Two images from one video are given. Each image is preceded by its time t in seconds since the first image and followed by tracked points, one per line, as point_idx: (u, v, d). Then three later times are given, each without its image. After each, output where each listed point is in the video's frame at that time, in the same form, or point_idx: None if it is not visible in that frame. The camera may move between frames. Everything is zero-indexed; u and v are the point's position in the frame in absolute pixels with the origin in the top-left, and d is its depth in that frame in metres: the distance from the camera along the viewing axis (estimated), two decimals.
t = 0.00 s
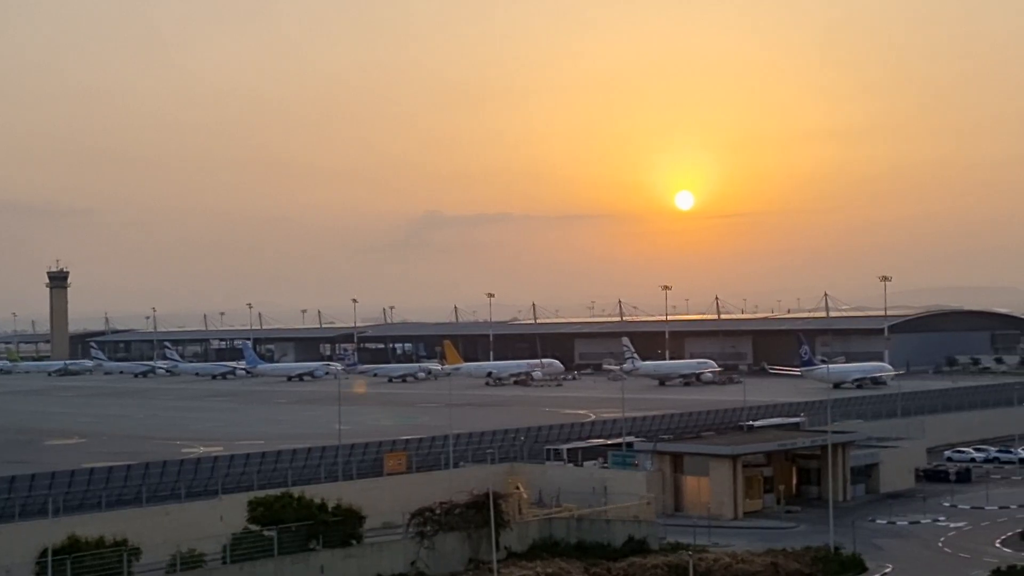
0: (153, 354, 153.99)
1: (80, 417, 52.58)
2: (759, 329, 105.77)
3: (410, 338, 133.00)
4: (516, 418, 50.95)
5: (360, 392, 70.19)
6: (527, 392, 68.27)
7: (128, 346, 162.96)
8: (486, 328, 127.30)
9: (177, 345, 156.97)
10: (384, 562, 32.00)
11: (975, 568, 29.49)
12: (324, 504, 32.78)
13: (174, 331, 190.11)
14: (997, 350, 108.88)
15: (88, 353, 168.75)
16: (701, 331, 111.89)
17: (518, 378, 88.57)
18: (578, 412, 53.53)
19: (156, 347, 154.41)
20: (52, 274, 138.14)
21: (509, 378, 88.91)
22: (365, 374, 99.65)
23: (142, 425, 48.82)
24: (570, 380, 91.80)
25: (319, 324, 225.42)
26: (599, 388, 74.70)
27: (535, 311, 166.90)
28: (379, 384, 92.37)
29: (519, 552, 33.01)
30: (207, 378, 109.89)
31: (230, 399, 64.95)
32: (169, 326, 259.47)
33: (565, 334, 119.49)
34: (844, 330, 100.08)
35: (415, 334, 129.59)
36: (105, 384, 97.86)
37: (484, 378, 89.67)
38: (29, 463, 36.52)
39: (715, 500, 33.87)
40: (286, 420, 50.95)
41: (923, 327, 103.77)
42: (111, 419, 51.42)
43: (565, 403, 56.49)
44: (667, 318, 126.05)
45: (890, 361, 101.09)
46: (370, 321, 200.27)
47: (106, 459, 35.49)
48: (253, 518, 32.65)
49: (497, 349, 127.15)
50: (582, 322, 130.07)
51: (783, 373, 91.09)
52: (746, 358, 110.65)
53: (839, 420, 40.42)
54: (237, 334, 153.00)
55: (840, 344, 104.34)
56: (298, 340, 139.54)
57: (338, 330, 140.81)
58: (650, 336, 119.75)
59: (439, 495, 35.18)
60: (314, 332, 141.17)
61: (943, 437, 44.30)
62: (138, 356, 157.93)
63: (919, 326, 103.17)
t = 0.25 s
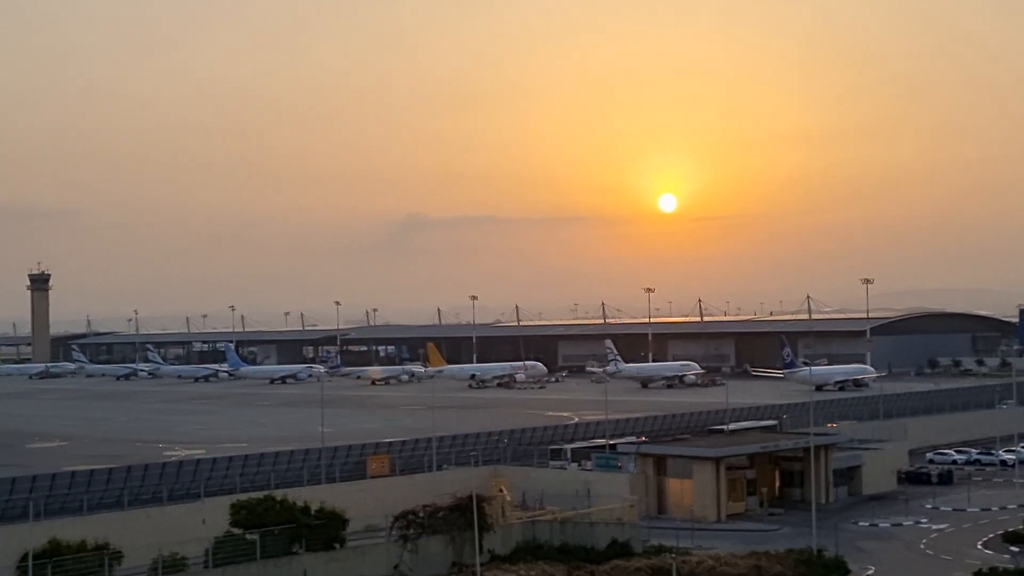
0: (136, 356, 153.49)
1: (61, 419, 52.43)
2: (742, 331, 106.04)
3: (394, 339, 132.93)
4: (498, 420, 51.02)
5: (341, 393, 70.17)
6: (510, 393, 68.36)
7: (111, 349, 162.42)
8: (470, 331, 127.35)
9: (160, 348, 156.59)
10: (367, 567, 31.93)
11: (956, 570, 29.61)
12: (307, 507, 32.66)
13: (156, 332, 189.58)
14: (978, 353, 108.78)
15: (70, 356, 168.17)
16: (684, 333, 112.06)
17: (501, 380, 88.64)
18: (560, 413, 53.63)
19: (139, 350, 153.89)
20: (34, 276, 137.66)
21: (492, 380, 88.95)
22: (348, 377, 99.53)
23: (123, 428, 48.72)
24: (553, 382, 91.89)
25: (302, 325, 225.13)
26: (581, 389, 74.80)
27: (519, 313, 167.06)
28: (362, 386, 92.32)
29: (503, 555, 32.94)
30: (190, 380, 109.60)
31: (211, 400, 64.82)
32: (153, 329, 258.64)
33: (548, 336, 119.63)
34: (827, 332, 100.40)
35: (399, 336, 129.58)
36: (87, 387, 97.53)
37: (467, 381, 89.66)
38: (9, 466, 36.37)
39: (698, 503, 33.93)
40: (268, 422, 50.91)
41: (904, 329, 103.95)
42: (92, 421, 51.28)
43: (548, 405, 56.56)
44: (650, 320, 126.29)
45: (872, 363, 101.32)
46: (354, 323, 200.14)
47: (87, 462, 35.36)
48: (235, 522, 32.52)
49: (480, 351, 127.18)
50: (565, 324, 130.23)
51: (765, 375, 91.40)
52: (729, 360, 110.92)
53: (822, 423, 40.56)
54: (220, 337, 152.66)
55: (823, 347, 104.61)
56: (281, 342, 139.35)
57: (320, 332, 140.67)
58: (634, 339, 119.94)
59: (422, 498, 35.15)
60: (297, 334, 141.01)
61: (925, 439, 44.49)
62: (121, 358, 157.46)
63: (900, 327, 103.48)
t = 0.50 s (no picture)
0: (126, 358, 153.28)
1: (52, 423, 52.40)
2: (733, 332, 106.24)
3: (385, 342, 132.91)
4: (488, 422, 51.10)
5: (332, 397, 70.20)
6: (500, 396, 68.43)
7: (101, 352, 162.17)
8: (461, 333, 127.41)
9: (151, 351, 156.42)
10: (358, 568, 31.89)
11: (946, 570, 29.68)
12: (298, 510, 32.62)
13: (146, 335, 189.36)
14: (969, 354, 108.95)
15: (60, 359, 167.87)
16: (675, 334, 112.21)
17: (493, 383, 88.69)
18: (552, 415, 53.72)
19: (129, 353, 153.61)
20: (24, 279, 137.43)
21: (483, 383, 89.00)
22: (340, 379, 99.47)
23: (113, 431, 48.71)
24: (544, 384, 91.93)
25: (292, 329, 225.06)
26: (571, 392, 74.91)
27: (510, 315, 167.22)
28: (353, 389, 92.31)
29: (494, 557, 32.89)
30: (181, 383, 109.50)
31: (200, 404, 64.80)
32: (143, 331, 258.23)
33: (539, 338, 119.73)
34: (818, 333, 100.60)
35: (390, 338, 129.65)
36: (77, 390, 97.37)
37: (459, 383, 89.69)
38: None
39: (689, 504, 33.95)
40: (259, 425, 50.95)
41: (895, 330, 104.11)
42: (81, 425, 51.26)
43: (538, 408, 56.64)
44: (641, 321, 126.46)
45: (863, 365, 101.34)
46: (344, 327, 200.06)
47: (77, 465, 35.35)
48: (226, 524, 32.47)
49: (472, 353, 127.24)
50: (556, 326, 130.33)
51: (756, 377, 91.57)
52: (720, 362, 111.08)
53: (813, 425, 40.64)
54: (210, 340, 152.50)
55: (814, 348, 104.90)
56: (272, 344, 139.29)
57: (311, 335, 140.64)
58: (625, 340, 120.09)
59: (413, 500, 35.16)
60: (288, 336, 140.97)
61: (916, 440, 44.60)
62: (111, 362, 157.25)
63: (892, 329, 103.55)
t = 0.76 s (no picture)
0: (114, 361, 153.07)
1: (39, 426, 52.36)
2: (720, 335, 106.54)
3: (374, 345, 132.95)
4: (475, 425, 51.18)
5: (319, 399, 70.25)
6: (488, 399, 68.55)
7: (89, 355, 161.92)
8: (449, 336, 127.51)
9: (138, 354, 156.24)
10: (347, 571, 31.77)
11: (933, 571, 29.75)
12: (287, 512, 32.51)
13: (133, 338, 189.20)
14: (956, 357, 109.16)
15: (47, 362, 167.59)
16: (663, 337, 112.42)
17: (481, 386, 88.80)
18: (540, 418, 53.83)
19: (116, 356, 153.36)
20: (12, 282, 137.18)
21: (471, 386, 89.09)
22: (328, 382, 99.46)
23: (99, 434, 48.68)
24: (532, 387, 92.02)
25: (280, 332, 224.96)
26: (559, 395, 75.07)
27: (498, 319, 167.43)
28: (341, 392, 92.34)
29: (483, 559, 32.78)
30: (168, 386, 109.37)
31: (185, 407, 64.83)
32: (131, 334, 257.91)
33: (527, 341, 119.98)
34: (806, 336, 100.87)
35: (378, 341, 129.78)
36: (65, 393, 97.28)
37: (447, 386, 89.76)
38: None
39: (678, 507, 33.99)
40: (247, 427, 50.96)
41: (883, 332, 104.36)
42: (68, 428, 51.21)
43: (526, 410, 56.71)
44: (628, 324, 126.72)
45: (850, 367, 101.51)
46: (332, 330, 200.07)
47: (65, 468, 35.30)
48: (215, 527, 32.33)
49: (460, 356, 127.33)
50: (544, 329, 130.52)
51: (743, 380, 91.87)
52: (708, 365, 111.29)
53: (801, 427, 40.75)
54: (198, 343, 152.35)
55: (801, 351, 105.23)
56: (260, 347, 139.23)
57: (299, 338, 140.63)
58: (613, 343, 120.33)
59: (402, 503, 35.13)
60: (276, 339, 140.95)
61: (904, 442, 44.73)
62: (99, 365, 157.03)
63: (880, 332, 103.76)
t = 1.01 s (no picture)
0: (97, 363, 152.54)
1: (20, 428, 52.22)
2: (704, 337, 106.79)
3: (358, 346, 132.83)
4: (456, 428, 51.23)
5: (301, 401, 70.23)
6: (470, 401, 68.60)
7: (72, 356, 161.37)
8: (434, 337, 127.51)
9: (122, 355, 155.77)
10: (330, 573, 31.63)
11: (915, 571, 29.86)
12: (270, 514, 32.33)
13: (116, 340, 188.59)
14: (939, 358, 109.69)
15: (29, 364, 166.93)
16: (647, 338, 112.61)
17: (465, 388, 88.83)
18: (522, 420, 53.94)
19: (100, 357, 152.86)
20: None
21: (456, 387, 89.09)
22: (312, 383, 99.32)
23: (79, 436, 48.57)
24: (517, 389, 92.00)
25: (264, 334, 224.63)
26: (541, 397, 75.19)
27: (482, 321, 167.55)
28: (325, 394, 92.28)
29: (466, 562, 32.60)
30: (152, 387, 109.05)
31: (166, 410, 64.70)
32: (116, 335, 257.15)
33: (511, 343, 120.14)
34: (790, 337, 101.13)
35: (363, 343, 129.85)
36: (47, 395, 97.00)
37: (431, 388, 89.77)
38: None
39: (661, 508, 34.04)
40: (229, 429, 50.93)
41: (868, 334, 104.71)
42: (49, 430, 51.09)
43: (508, 412, 56.80)
44: (612, 326, 126.95)
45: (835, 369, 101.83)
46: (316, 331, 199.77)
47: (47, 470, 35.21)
48: (197, 529, 32.11)
49: (445, 357, 127.30)
50: (528, 330, 130.59)
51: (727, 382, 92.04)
52: (692, 366, 111.43)
53: (784, 429, 40.89)
54: (182, 345, 151.94)
55: (786, 352, 105.57)
56: (243, 349, 138.97)
57: (283, 339, 140.44)
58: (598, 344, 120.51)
59: (386, 505, 35.12)
60: (260, 341, 140.78)
61: (886, 444, 44.91)
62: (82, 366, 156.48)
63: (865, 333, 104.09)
